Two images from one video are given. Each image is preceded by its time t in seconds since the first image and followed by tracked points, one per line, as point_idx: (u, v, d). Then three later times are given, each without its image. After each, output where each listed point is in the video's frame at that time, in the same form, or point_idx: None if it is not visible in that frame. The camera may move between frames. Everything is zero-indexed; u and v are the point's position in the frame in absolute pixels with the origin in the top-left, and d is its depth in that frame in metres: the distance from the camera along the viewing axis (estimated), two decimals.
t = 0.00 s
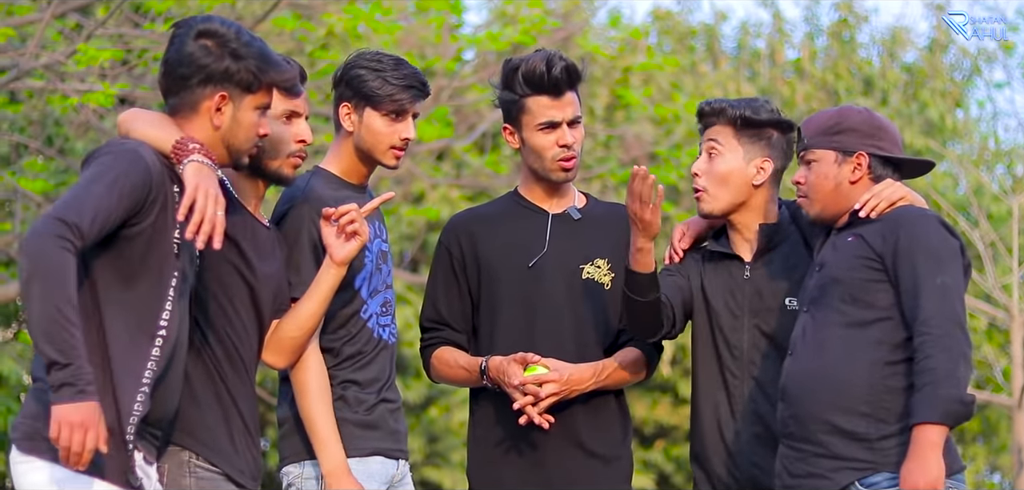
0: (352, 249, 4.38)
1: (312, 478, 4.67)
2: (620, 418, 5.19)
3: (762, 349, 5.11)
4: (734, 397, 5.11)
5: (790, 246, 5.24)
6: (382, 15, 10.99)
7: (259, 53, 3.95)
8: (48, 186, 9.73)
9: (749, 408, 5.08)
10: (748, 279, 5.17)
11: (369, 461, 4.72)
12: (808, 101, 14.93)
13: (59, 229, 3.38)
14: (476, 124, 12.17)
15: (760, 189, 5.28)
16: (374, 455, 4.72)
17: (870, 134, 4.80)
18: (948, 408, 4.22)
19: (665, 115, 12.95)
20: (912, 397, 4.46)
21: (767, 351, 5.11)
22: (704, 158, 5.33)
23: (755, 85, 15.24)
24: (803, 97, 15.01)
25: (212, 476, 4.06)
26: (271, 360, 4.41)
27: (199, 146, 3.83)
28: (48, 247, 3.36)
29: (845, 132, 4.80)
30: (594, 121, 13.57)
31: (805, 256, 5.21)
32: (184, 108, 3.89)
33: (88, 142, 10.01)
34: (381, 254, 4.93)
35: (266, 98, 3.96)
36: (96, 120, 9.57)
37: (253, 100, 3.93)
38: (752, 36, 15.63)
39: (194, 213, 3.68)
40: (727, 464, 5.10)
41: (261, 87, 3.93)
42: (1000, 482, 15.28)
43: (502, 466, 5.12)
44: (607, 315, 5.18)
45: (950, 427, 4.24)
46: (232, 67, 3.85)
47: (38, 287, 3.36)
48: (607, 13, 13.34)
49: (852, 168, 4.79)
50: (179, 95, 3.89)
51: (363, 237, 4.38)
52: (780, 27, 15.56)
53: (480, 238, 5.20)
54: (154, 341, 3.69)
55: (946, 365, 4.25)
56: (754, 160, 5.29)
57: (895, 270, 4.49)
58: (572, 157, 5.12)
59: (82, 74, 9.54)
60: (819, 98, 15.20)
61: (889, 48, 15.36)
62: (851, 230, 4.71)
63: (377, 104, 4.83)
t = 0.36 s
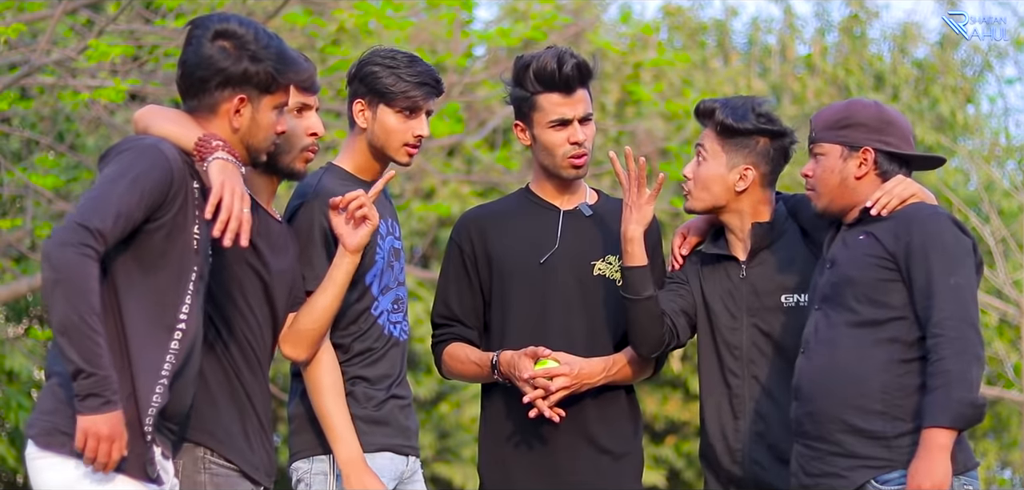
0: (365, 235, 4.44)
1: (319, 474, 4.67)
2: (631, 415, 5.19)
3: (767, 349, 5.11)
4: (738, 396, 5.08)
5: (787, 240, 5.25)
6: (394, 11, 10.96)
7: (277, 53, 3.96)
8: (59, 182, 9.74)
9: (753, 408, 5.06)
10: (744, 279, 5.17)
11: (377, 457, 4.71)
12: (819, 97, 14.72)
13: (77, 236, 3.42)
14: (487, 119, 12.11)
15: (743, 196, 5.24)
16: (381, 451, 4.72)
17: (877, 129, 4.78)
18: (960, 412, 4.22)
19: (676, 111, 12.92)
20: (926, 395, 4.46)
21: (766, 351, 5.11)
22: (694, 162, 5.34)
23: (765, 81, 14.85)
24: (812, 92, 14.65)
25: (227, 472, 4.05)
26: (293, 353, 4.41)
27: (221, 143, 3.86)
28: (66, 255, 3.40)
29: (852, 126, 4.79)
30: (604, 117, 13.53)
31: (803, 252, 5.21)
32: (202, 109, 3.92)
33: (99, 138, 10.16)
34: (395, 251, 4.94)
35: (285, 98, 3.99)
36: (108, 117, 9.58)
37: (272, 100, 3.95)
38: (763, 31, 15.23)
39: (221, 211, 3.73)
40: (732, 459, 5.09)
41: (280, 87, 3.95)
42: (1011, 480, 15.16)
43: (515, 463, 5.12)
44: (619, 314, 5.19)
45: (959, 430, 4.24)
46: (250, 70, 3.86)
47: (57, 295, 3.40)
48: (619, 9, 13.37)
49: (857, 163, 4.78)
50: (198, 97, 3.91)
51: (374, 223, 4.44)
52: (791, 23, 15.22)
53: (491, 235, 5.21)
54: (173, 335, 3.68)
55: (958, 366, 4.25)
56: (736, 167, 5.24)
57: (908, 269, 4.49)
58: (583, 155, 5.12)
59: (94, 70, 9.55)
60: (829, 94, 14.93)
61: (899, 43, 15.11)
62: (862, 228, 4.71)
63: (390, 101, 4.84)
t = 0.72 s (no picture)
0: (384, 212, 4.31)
1: (326, 475, 4.67)
2: (643, 415, 5.20)
3: (779, 351, 5.11)
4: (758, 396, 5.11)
5: (808, 237, 5.23)
6: (404, 12, 10.93)
7: (285, 53, 3.96)
8: (70, 184, 9.78)
9: (773, 407, 5.09)
10: (765, 277, 5.19)
11: (383, 458, 4.73)
12: (831, 98, 14.47)
13: (97, 249, 3.43)
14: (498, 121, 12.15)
15: (770, 182, 5.29)
16: (388, 452, 4.73)
17: (879, 129, 4.76)
18: (973, 414, 4.22)
19: (687, 112, 12.84)
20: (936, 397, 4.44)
21: (788, 347, 5.10)
22: (723, 149, 5.39)
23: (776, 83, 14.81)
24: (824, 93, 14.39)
25: (236, 474, 4.05)
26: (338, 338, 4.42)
27: (235, 148, 3.86)
28: (87, 269, 3.41)
29: (854, 127, 4.78)
30: (615, 118, 13.54)
31: (821, 248, 5.20)
32: (214, 114, 3.91)
33: (110, 140, 10.24)
34: (406, 254, 4.94)
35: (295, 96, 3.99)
36: (119, 118, 9.62)
37: (283, 99, 3.95)
38: (774, 33, 15.26)
39: (237, 217, 3.72)
40: (758, 461, 5.10)
41: (291, 86, 3.95)
42: None
43: (527, 464, 5.12)
44: (630, 315, 5.18)
45: (977, 433, 4.24)
46: (261, 72, 3.86)
47: (77, 311, 3.40)
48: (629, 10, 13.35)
49: (859, 164, 4.78)
50: (210, 103, 3.90)
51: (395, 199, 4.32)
52: (802, 23, 15.14)
53: (502, 236, 5.21)
54: (188, 340, 3.68)
55: (967, 369, 4.25)
56: (765, 152, 5.29)
57: (915, 271, 4.47)
58: (589, 154, 5.11)
59: (105, 72, 9.56)
60: (841, 95, 14.65)
61: (910, 44, 14.44)
62: (869, 230, 4.69)
63: (395, 102, 4.85)
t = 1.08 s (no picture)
0: (383, 209, 4.36)
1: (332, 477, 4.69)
2: (653, 414, 5.19)
3: (792, 351, 5.08)
4: (770, 396, 5.10)
5: (822, 238, 5.22)
6: (413, 13, 10.91)
7: (288, 56, 3.90)
8: (78, 184, 9.83)
9: (789, 408, 5.07)
10: (778, 277, 5.17)
11: (390, 458, 4.73)
12: (840, 99, 13.85)
13: (101, 257, 3.43)
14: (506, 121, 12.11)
15: (785, 181, 5.30)
16: (394, 453, 4.73)
17: (905, 129, 4.76)
18: (967, 414, 4.21)
19: (696, 112, 12.80)
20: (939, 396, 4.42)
21: (801, 352, 5.08)
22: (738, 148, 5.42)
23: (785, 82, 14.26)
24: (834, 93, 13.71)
25: (246, 473, 4.05)
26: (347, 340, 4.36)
27: (226, 144, 3.79)
28: (91, 279, 3.41)
29: (881, 125, 4.77)
30: (624, 118, 13.54)
31: (835, 249, 5.19)
32: (220, 118, 3.84)
33: (119, 141, 10.23)
34: (420, 256, 4.95)
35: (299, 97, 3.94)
36: (128, 119, 9.64)
37: (287, 101, 3.90)
38: (783, 33, 14.80)
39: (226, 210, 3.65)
40: (769, 461, 5.10)
41: (293, 88, 3.90)
42: None
43: (536, 463, 5.11)
44: (640, 314, 5.17)
45: (968, 432, 4.23)
46: (267, 75, 3.80)
47: (85, 319, 3.41)
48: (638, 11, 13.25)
49: (885, 163, 4.77)
50: (216, 108, 3.83)
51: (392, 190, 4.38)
52: (811, 24, 14.66)
53: (510, 235, 5.21)
54: (192, 345, 3.69)
55: (974, 371, 4.23)
56: (781, 152, 5.31)
57: (925, 273, 4.46)
58: (550, 152, 5.12)
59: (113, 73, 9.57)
60: (849, 95, 14.17)
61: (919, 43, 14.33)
62: (882, 230, 4.69)
63: (403, 103, 4.87)
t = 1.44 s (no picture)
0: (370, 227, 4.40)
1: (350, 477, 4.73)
2: (665, 412, 5.19)
3: (802, 348, 5.08)
4: (774, 396, 5.07)
5: (825, 240, 5.19)
6: (423, 11, 10.92)
7: (313, 55, 3.89)
8: (89, 183, 9.82)
9: (789, 406, 5.05)
10: (779, 276, 5.16)
11: (403, 456, 4.73)
12: (851, 97, 13.51)
13: (142, 265, 3.43)
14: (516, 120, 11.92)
15: (796, 184, 5.27)
16: (407, 451, 4.73)
17: (917, 131, 4.78)
18: (996, 409, 4.22)
19: (707, 111, 12.73)
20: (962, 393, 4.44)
21: (799, 348, 5.08)
22: (742, 149, 5.35)
23: (796, 81, 13.67)
24: (845, 92, 13.41)
25: (253, 472, 4.08)
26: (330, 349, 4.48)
27: (241, 134, 3.79)
28: (136, 288, 3.42)
29: (893, 127, 4.77)
30: (634, 118, 13.13)
31: (842, 253, 5.14)
32: (242, 112, 3.85)
33: (129, 140, 10.23)
34: (441, 256, 4.94)
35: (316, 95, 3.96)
36: (139, 118, 9.65)
37: (307, 98, 3.92)
38: (794, 31, 14.26)
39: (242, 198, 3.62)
40: (769, 458, 5.07)
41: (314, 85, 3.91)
42: None
43: (549, 461, 5.11)
44: (648, 311, 5.17)
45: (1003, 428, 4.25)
46: (291, 71, 3.81)
47: (141, 324, 3.42)
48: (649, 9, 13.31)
49: (897, 165, 4.78)
50: (238, 102, 3.83)
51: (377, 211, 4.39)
52: (822, 22, 14.16)
53: (517, 235, 5.22)
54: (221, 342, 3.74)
55: (996, 367, 4.24)
56: (790, 154, 5.27)
57: (942, 271, 4.47)
58: (553, 151, 5.13)
59: (124, 72, 9.58)
60: (861, 93, 13.67)
61: (930, 42, 14.03)
62: (896, 230, 4.69)
63: (415, 104, 4.87)
